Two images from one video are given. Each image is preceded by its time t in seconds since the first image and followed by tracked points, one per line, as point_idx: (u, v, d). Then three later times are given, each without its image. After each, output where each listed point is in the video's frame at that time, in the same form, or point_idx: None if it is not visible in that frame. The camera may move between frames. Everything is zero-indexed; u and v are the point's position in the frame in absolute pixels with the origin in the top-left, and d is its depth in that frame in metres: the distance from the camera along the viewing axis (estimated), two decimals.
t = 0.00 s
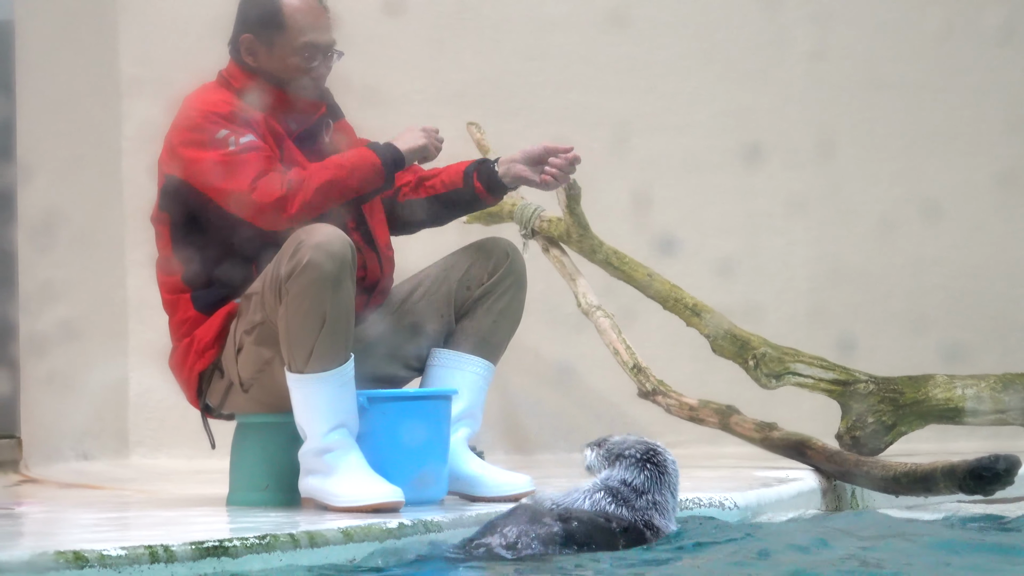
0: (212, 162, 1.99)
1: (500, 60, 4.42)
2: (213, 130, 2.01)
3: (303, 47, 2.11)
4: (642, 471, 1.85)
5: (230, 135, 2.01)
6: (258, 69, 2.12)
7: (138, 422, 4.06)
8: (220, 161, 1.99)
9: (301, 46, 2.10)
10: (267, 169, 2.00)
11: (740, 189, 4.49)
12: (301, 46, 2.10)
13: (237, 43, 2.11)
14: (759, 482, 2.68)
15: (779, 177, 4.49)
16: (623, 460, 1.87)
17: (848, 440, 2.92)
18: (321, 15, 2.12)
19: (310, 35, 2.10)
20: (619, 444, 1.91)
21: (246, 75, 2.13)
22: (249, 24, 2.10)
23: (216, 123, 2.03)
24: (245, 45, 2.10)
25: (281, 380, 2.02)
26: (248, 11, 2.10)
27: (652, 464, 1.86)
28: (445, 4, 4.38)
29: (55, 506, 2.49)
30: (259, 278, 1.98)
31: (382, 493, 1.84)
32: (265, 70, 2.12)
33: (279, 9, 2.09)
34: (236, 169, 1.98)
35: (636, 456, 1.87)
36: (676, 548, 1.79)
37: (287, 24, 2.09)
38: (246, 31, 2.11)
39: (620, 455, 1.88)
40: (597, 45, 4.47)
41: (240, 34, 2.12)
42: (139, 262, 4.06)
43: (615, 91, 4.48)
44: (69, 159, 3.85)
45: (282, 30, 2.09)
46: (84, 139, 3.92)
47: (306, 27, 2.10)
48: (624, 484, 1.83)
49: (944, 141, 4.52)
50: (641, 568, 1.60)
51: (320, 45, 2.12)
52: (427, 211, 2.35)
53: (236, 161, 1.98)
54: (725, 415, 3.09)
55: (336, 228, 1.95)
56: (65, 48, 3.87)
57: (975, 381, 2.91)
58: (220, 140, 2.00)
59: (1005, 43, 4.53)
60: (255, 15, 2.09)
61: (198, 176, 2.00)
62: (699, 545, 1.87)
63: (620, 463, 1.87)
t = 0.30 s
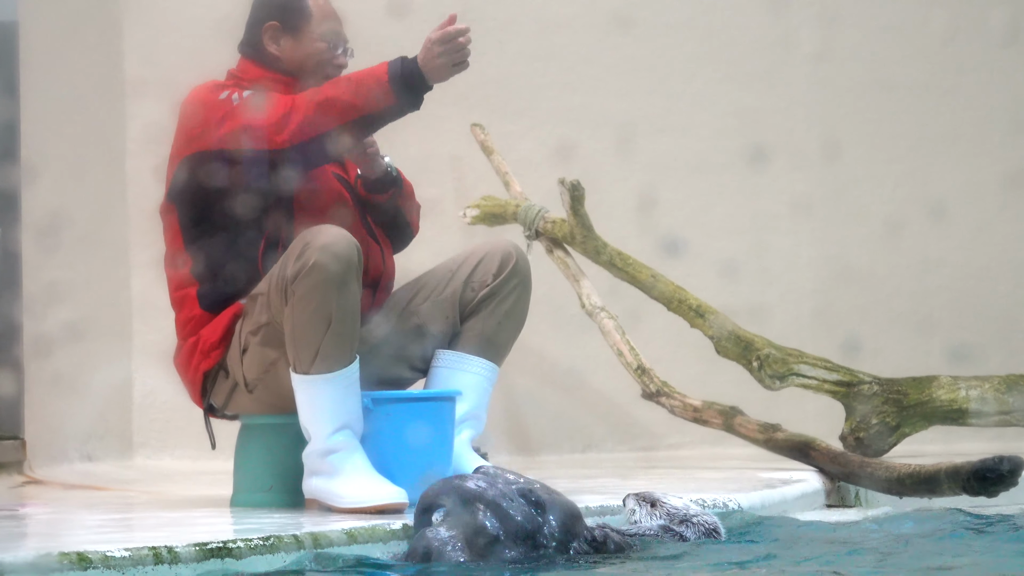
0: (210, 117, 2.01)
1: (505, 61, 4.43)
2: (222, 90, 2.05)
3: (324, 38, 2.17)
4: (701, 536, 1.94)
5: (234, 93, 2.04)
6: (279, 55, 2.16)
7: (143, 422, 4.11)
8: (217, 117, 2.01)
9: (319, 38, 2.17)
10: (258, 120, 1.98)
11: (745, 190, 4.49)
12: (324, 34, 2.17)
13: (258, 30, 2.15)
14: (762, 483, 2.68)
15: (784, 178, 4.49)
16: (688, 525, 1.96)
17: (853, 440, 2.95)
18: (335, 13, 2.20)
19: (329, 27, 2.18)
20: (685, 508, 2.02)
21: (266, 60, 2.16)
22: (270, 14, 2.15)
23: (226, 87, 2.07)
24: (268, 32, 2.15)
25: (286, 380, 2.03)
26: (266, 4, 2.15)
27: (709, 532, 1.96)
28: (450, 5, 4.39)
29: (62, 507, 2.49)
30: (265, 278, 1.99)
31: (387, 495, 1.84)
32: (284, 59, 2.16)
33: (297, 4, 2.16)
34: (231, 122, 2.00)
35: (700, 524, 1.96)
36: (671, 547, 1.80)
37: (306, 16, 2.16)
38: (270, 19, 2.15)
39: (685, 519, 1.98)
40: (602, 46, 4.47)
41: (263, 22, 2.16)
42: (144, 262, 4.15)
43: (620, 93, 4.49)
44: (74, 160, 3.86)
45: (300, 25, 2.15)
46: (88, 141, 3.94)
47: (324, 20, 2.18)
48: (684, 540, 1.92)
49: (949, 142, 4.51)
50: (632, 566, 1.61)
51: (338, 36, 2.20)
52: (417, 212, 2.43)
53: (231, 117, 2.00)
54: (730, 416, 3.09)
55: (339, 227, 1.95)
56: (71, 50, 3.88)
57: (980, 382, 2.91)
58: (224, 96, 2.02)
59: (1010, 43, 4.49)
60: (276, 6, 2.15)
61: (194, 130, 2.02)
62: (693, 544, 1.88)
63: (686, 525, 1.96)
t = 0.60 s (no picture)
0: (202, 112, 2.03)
1: (506, 61, 4.42)
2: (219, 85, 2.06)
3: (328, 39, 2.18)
4: (670, 466, 1.83)
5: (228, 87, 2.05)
6: (281, 57, 2.16)
7: (144, 422, 4.15)
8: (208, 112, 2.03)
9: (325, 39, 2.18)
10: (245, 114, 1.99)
11: (746, 190, 4.49)
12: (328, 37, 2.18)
13: (263, 31, 2.16)
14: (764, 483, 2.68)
15: (786, 178, 4.49)
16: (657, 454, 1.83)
17: (855, 440, 2.93)
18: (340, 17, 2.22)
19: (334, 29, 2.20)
20: (649, 432, 1.85)
21: (268, 60, 2.15)
22: (276, 15, 2.16)
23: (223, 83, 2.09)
24: (270, 32, 2.15)
25: (288, 378, 2.02)
26: (274, 4, 2.16)
27: (678, 460, 1.84)
28: (451, 5, 4.38)
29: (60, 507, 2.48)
30: (267, 276, 1.99)
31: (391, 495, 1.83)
32: (287, 60, 2.17)
33: (305, 5, 2.17)
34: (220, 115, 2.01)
35: (667, 451, 1.83)
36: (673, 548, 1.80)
37: (311, 18, 2.17)
38: (274, 21, 2.16)
39: (649, 446, 1.84)
40: (604, 46, 4.47)
41: (268, 24, 2.17)
42: (145, 262, 4.17)
43: (622, 93, 4.48)
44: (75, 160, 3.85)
45: (306, 26, 2.16)
46: (90, 141, 3.93)
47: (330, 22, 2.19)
48: (651, 481, 1.81)
49: (950, 142, 4.51)
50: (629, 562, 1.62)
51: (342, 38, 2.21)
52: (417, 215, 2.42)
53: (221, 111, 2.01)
54: (732, 416, 3.09)
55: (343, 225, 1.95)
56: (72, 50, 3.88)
57: (981, 382, 2.91)
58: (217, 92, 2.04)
59: (1011, 43, 4.48)
60: (283, 8, 2.16)
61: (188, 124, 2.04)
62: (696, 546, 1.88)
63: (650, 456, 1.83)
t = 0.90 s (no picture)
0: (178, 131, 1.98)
1: (507, 61, 4.42)
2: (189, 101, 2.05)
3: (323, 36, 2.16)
4: (646, 434, 1.81)
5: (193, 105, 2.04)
6: (276, 55, 2.16)
7: (145, 422, 4.15)
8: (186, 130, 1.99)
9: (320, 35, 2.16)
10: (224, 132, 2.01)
11: (747, 190, 4.49)
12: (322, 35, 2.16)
13: (257, 29, 2.16)
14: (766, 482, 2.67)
15: (787, 178, 4.48)
16: (629, 426, 1.81)
17: (855, 440, 2.91)
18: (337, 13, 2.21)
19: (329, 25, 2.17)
20: (615, 404, 1.84)
21: (266, 60, 2.16)
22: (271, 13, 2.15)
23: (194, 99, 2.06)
24: (264, 30, 2.15)
25: (291, 372, 2.05)
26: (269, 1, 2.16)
27: (655, 425, 1.82)
28: (452, 5, 4.39)
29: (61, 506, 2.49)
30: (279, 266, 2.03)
31: (394, 491, 1.84)
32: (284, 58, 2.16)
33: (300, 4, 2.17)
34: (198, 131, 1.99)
35: (639, 420, 1.82)
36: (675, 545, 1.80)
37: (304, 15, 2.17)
38: (268, 18, 2.15)
39: (619, 419, 1.83)
40: (604, 46, 4.47)
41: (262, 21, 2.16)
42: (145, 262, 4.18)
43: (622, 93, 4.49)
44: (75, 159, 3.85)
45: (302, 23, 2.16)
46: (90, 141, 3.93)
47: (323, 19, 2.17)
48: (632, 458, 1.79)
49: (951, 142, 4.51)
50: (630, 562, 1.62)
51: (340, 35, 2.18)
52: (429, 212, 2.37)
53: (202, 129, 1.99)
54: (732, 416, 3.09)
55: (358, 218, 1.97)
56: (73, 50, 3.89)
57: (982, 382, 2.91)
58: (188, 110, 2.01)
59: (1012, 44, 4.47)
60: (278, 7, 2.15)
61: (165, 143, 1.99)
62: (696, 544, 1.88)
63: (622, 429, 1.82)
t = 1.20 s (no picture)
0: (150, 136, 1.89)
1: (506, 61, 4.43)
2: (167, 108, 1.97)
3: (303, 34, 2.13)
4: (611, 429, 1.79)
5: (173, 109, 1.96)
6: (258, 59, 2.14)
7: (143, 424, 4.10)
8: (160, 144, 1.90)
9: (300, 32, 2.12)
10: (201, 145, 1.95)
11: (747, 190, 4.49)
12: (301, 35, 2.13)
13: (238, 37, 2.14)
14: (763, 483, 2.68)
15: (787, 178, 4.49)
16: (592, 423, 1.80)
17: (853, 440, 2.94)
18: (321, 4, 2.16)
19: (308, 21, 2.12)
20: (574, 404, 1.83)
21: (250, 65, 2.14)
22: (251, 14, 2.13)
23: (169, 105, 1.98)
24: (244, 37, 2.13)
25: (290, 376, 2.03)
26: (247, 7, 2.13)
27: (619, 419, 1.81)
28: (451, 5, 4.39)
29: (61, 506, 2.49)
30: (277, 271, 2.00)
31: (407, 493, 1.87)
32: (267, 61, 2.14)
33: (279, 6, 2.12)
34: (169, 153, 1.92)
35: (601, 415, 1.80)
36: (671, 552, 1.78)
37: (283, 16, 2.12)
38: (247, 26, 2.13)
39: (582, 416, 1.82)
40: (604, 46, 4.47)
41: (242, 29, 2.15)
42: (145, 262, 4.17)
43: (621, 93, 4.49)
44: (74, 159, 3.86)
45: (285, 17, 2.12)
46: (89, 141, 3.94)
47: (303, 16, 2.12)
48: (601, 455, 1.78)
49: (950, 142, 4.51)
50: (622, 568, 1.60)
51: (322, 33, 2.14)
52: (428, 215, 2.45)
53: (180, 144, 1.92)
54: (730, 416, 3.09)
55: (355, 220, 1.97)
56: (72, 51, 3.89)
57: (980, 382, 2.91)
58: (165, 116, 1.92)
59: (1010, 43, 4.47)
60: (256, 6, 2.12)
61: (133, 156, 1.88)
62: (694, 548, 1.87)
63: (586, 428, 1.81)
